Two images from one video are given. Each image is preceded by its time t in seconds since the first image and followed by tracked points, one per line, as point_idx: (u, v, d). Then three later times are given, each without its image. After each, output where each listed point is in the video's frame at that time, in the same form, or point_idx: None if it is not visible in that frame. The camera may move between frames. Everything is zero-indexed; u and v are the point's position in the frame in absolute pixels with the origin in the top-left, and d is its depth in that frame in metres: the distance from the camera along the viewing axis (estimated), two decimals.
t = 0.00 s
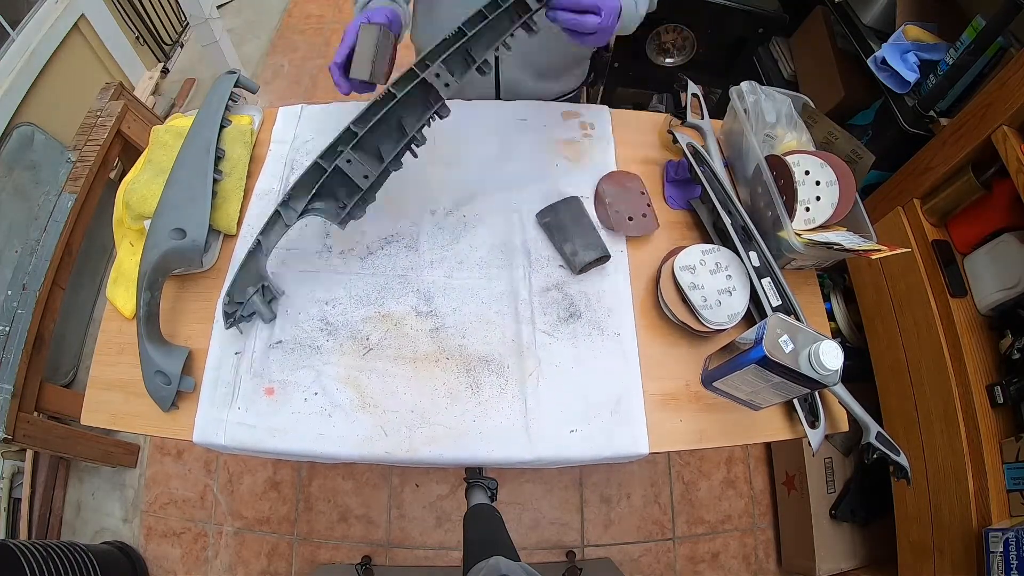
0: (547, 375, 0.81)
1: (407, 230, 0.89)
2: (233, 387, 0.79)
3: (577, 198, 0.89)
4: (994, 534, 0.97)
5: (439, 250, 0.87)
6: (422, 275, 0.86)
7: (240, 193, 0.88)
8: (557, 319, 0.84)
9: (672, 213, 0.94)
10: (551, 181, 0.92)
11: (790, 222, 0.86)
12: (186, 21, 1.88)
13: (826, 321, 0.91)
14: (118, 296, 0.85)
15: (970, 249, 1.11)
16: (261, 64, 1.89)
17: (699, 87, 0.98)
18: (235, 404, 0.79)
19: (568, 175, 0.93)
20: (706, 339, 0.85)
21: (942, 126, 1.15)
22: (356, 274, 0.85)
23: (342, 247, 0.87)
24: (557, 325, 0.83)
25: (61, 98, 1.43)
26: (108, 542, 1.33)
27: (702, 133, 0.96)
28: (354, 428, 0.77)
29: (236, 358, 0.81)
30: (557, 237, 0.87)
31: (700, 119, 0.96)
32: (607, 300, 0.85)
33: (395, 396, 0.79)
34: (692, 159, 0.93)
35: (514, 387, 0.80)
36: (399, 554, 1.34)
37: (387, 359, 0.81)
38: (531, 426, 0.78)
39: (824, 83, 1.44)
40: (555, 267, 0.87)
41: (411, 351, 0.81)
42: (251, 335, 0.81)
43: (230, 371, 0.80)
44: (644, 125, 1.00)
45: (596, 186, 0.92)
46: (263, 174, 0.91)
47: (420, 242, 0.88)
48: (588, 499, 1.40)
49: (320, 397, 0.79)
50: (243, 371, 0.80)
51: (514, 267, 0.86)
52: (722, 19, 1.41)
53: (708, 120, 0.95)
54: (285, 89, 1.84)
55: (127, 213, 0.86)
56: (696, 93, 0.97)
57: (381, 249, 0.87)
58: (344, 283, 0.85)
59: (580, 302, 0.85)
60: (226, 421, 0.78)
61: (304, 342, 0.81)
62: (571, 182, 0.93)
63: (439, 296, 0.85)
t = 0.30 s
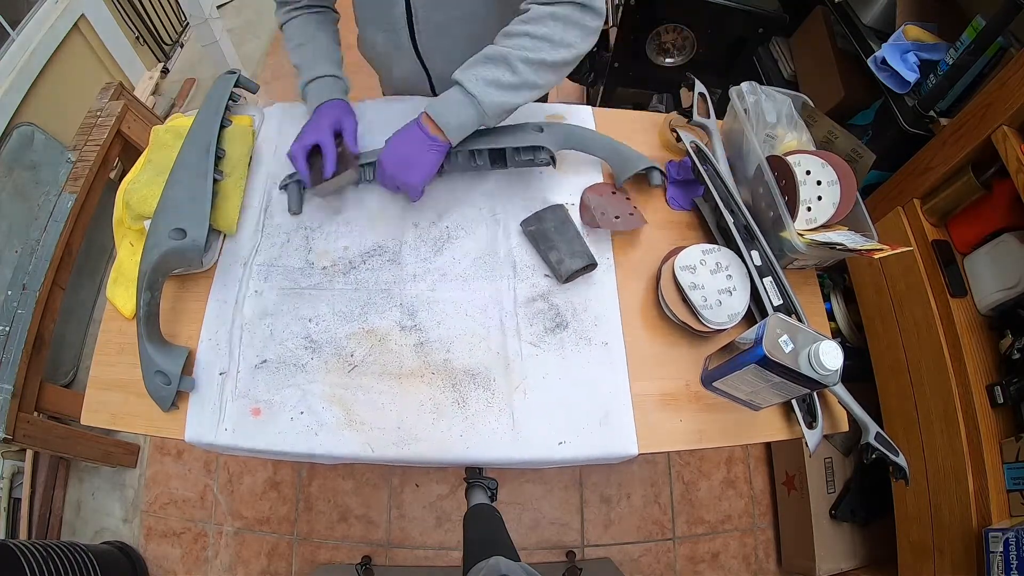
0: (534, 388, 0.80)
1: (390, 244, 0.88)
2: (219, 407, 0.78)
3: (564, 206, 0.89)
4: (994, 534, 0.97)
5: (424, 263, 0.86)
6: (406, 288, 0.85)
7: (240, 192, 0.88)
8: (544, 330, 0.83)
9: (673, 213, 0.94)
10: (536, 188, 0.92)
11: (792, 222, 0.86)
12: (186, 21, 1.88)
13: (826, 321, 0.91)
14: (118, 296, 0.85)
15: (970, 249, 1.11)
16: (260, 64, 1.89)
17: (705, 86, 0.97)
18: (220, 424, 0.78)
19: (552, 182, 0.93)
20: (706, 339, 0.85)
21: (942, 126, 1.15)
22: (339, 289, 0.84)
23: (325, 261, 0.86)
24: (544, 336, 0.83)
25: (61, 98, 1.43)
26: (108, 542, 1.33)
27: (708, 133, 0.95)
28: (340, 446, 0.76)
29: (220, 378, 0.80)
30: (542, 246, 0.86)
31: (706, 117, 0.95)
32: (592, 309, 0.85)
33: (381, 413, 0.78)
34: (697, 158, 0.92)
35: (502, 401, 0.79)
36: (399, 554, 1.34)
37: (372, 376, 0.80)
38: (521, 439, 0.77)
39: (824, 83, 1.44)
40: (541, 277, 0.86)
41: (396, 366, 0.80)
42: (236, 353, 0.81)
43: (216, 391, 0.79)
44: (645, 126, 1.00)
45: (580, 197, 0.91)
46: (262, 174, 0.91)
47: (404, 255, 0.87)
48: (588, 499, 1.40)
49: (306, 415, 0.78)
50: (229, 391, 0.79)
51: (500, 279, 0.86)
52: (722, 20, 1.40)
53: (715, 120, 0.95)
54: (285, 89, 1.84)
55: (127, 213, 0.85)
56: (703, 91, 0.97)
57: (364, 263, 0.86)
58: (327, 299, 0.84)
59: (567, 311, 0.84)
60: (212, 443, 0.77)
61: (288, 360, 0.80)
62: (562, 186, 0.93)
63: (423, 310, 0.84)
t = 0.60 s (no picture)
0: (539, 392, 0.80)
1: (393, 249, 0.87)
2: (223, 414, 0.78)
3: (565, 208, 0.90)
4: (994, 534, 0.97)
5: (426, 269, 0.86)
6: (410, 294, 0.85)
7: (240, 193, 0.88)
8: (548, 334, 0.83)
9: (673, 213, 0.94)
10: (537, 191, 0.92)
11: (792, 222, 0.86)
12: (186, 21, 1.88)
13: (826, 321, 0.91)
14: (118, 296, 0.85)
15: (970, 249, 1.11)
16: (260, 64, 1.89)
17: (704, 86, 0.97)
18: (224, 432, 0.77)
19: (553, 185, 0.93)
20: (706, 339, 0.85)
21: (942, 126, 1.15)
22: (342, 296, 0.84)
23: (327, 266, 0.86)
24: (548, 341, 0.83)
25: (61, 98, 1.43)
26: (108, 542, 1.33)
27: (707, 133, 0.95)
28: (345, 453, 0.76)
29: (223, 386, 0.79)
30: (545, 250, 0.86)
31: (706, 117, 0.96)
32: (595, 313, 0.84)
33: (386, 420, 0.78)
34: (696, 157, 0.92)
35: (506, 406, 0.79)
36: (399, 554, 1.34)
37: (376, 382, 0.80)
38: (525, 444, 0.77)
39: (824, 83, 1.44)
40: (544, 281, 0.86)
41: (400, 373, 0.80)
42: (239, 360, 0.80)
43: (219, 398, 0.79)
44: (644, 126, 1.00)
45: (582, 199, 0.91)
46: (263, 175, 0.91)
47: (407, 260, 0.87)
48: (588, 499, 1.40)
49: (310, 422, 0.78)
50: (232, 398, 0.79)
51: (503, 284, 0.85)
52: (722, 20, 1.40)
53: (714, 120, 0.95)
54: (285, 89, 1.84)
55: (127, 213, 0.85)
56: (702, 91, 0.97)
57: (367, 268, 0.86)
58: (330, 305, 0.83)
59: (571, 316, 0.84)
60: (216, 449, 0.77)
61: (291, 367, 0.80)
62: (563, 189, 0.93)
63: (427, 316, 0.83)
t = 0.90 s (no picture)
0: (539, 393, 0.80)
1: (392, 249, 0.87)
2: (222, 414, 0.78)
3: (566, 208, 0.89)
4: (994, 534, 0.97)
5: (426, 268, 0.86)
6: (409, 294, 0.85)
7: (240, 194, 0.87)
8: (548, 335, 0.83)
9: (673, 213, 0.94)
10: (536, 192, 0.92)
11: (792, 222, 0.86)
12: (186, 21, 1.88)
13: (826, 321, 0.91)
14: (117, 296, 0.85)
15: (970, 249, 1.11)
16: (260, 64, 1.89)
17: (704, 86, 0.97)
18: (223, 431, 0.77)
19: (553, 186, 0.93)
20: (706, 339, 0.85)
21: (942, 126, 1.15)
22: (341, 296, 0.84)
23: (326, 267, 0.86)
24: (548, 341, 0.83)
25: (61, 99, 1.43)
26: (108, 542, 1.33)
27: (708, 133, 0.95)
28: (344, 454, 0.77)
29: (222, 386, 0.79)
30: (545, 250, 0.86)
31: (706, 118, 0.95)
32: (595, 313, 0.85)
33: (385, 420, 0.78)
34: (696, 157, 0.92)
35: (506, 407, 0.79)
36: (399, 554, 1.34)
37: (375, 383, 0.80)
38: (524, 445, 0.77)
39: (824, 83, 1.44)
40: (544, 282, 0.86)
41: (399, 373, 0.80)
42: (237, 360, 0.80)
43: (218, 398, 0.79)
44: (645, 126, 1.00)
45: (582, 199, 0.92)
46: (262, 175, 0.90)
47: (406, 261, 0.86)
48: (588, 499, 1.40)
49: (310, 423, 0.78)
50: (231, 398, 0.79)
51: (503, 284, 0.85)
52: (722, 20, 1.40)
53: (714, 120, 0.95)
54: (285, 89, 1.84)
55: (127, 213, 0.85)
56: (702, 91, 0.96)
57: (366, 268, 0.86)
58: (329, 305, 0.83)
59: (570, 316, 0.84)
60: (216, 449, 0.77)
61: (291, 367, 0.80)
62: (564, 190, 0.93)
63: (426, 316, 0.83)
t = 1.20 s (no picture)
0: (539, 393, 0.80)
1: (392, 249, 0.87)
2: (221, 414, 0.78)
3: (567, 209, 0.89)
4: (994, 534, 0.97)
5: (426, 269, 0.86)
6: (409, 294, 0.84)
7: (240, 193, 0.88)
8: (548, 335, 0.83)
9: (673, 213, 0.94)
10: (536, 193, 0.92)
11: (792, 222, 0.86)
12: (186, 21, 1.88)
13: (826, 321, 0.91)
14: (117, 296, 0.85)
15: (971, 249, 1.11)
16: (260, 64, 1.89)
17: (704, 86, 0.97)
18: (223, 431, 0.77)
19: (553, 186, 0.93)
20: (706, 339, 0.85)
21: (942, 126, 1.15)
22: (341, 296, 0.84)
23: (326, 267, 0.86)
24: (548, 342, 0.83)
25: (61, 99, 1.43)
26: (108, 542, 1.33)
27: (708, 133, 0.95)
28: (345, 454, 0.77)
29: (223, 387, 0.79)
30: (545, 250, 0.86)
31: (706, 118, 0.95)
32: (596, 314, 0.85)
33: (385, 420, 0.78)
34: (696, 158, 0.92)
35: (506, 407, 0.79)
36: (399, 554, 1.34)
37: (376, 383, 0.80)
38: (524, 445, 0.77)
39: (824, 83, 1.44)
40: (544, 282, 0.86)
41: (399, 373, 0.80)
42: (236, 360, 0.80)
43: (218, 398, 0.79)
44: (645, 126, 1.00)
45: (582, 199, 0.92)
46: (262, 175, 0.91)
47: (406, 261, 0.86)
48: (588, 499, 1.40)
49: (310, 423, 0.78)
50: (231, 398, 0.79)
51: (503, 284, 0.85)
52: (722, 20, 1.40)
53: (714, 120, 0.95)
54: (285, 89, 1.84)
55: (127, 213, 0.85)
56: (702, 91, 0.96)
57: (366, 268, 0.86)
58: (330, 305, 0.83)
59: (571, 317, 0.84)
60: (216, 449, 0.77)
61: (290, 367, 0.80)
62: (563, 190, 0.93)
63: (426, 316, 0.83)
